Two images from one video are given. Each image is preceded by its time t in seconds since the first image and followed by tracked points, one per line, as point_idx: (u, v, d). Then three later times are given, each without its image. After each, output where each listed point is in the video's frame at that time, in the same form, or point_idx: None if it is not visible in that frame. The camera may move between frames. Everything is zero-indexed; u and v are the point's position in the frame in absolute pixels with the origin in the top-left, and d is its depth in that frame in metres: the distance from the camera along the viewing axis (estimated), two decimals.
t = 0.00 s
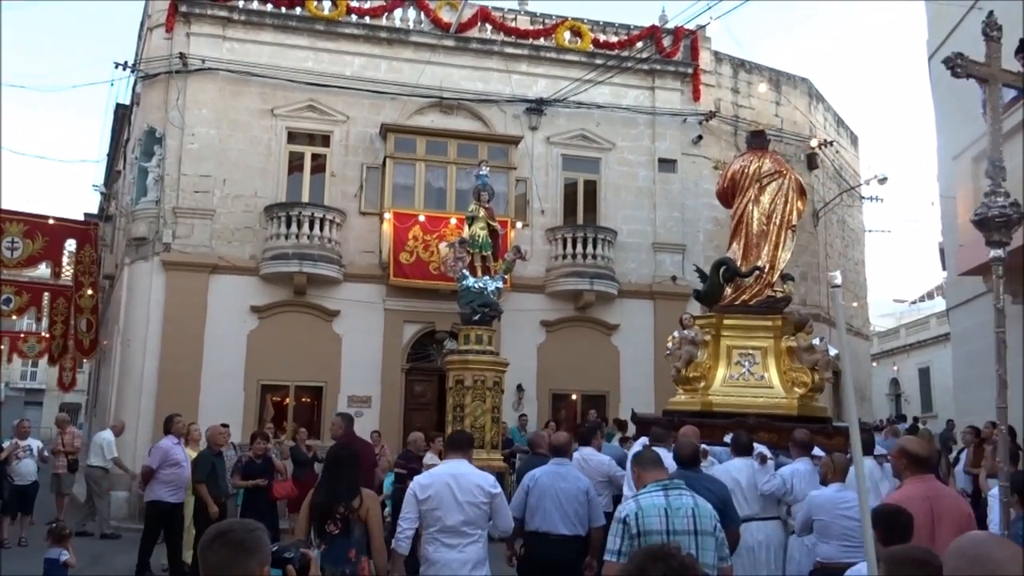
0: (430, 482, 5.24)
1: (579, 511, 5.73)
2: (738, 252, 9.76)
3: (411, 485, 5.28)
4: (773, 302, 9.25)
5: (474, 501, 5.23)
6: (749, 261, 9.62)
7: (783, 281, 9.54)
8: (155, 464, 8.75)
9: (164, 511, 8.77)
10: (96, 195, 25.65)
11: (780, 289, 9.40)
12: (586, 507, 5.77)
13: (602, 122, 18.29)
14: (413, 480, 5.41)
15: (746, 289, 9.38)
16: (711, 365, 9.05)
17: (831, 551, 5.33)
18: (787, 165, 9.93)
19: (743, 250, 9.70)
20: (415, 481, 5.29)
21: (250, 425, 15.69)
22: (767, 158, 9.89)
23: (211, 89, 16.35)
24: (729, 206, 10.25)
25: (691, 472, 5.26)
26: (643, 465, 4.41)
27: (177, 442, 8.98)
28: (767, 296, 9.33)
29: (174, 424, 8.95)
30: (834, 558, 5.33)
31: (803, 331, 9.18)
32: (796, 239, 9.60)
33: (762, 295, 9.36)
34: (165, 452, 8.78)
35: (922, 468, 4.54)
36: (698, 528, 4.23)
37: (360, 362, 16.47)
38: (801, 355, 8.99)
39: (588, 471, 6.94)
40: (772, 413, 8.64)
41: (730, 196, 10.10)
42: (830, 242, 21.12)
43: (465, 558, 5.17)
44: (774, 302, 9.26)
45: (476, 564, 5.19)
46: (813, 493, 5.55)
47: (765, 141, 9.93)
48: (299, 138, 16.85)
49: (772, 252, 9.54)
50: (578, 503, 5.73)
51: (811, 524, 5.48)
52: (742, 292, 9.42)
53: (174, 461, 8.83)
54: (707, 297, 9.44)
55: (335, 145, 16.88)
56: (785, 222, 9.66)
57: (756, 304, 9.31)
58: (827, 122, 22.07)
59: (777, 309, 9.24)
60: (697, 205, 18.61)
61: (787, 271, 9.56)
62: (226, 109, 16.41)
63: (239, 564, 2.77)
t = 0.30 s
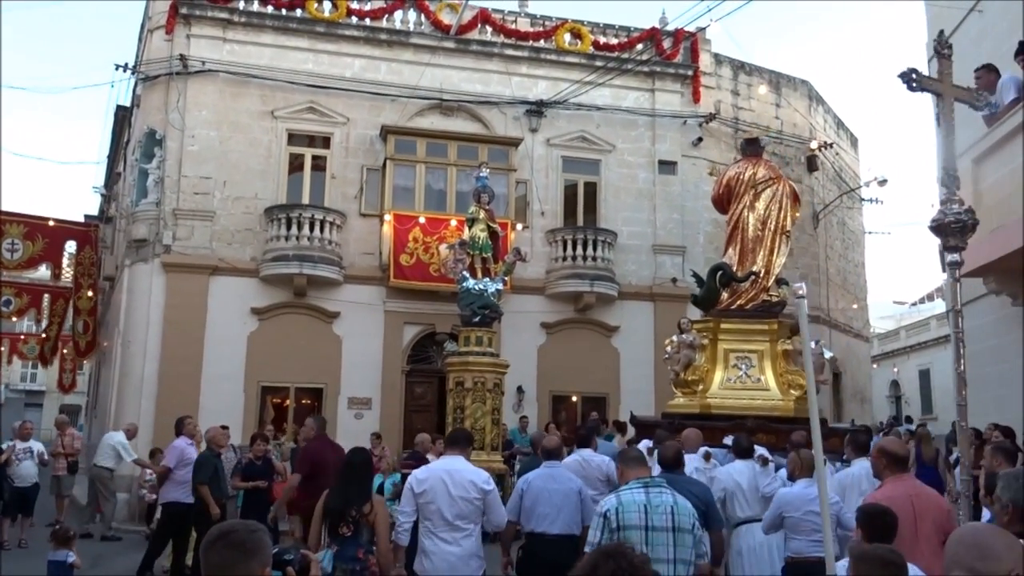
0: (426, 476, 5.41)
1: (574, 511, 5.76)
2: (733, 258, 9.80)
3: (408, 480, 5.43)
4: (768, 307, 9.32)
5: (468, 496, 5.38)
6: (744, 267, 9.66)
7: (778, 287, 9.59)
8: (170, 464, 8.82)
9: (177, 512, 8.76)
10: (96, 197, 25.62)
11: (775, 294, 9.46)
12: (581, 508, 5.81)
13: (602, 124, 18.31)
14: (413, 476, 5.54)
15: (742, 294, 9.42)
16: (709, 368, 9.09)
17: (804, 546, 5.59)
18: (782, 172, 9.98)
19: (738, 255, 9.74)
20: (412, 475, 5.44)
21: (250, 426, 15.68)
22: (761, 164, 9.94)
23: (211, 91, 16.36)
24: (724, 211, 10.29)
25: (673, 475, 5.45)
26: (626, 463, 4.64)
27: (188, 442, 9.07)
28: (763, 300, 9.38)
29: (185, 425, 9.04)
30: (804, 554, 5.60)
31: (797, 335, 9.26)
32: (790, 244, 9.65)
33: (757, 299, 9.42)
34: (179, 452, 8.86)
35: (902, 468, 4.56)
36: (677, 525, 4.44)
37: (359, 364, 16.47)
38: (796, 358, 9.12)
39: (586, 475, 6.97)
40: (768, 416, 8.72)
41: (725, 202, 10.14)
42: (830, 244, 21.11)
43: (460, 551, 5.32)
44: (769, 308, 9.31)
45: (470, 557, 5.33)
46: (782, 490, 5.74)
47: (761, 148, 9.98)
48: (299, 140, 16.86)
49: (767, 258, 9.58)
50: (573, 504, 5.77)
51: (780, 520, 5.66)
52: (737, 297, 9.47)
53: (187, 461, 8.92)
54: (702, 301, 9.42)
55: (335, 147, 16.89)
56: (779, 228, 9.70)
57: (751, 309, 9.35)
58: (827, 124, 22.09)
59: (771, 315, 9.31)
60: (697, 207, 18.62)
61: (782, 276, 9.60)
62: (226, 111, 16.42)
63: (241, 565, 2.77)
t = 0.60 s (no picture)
0: (435, 477, 5.53)
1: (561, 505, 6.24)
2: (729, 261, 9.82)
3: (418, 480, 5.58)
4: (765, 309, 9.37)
5: (475, 499, 5.47)
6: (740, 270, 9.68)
7: (774, 288, 9.59)
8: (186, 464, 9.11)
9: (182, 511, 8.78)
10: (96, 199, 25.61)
11: (772, 295, 9.48)
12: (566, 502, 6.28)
13: (602, 125, 18.31)
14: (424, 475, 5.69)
15: (739, 297, 9.45)
16: (708, 369, 9.14)
17: (789, 544, 5.59)
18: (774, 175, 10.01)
19: (734, 259, 9.75)
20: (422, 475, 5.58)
21: (251, 428, 15.68)
22: (754, 168, 9.96)
23: (212, 93, 16.37)
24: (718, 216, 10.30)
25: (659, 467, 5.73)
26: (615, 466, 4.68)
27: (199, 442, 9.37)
28: (759, 302, 9.42)
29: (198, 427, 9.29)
30: (793, 551, 5.59)
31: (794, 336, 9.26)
32: (785, 246, 9.66)
33: (754, 301, 9.45)
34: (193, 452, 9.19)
35: (892, 471, 4.61)
36: (665, 526, 4.45)
37: (360, 365, 16.47)
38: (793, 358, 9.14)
39: (588, 472, 7.07)
40: (767, 414, 8.68)
41: (719, 206, 10.15)
42: (830, 244, 21.10)
43: (465, 551, 5.43)
44: (766, 309, 9.38)
45: (474, 558, 5.43)
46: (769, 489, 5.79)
47: (753, 153, 10.00)
48: (300, 141, 16.86)
49: (762, 260, 9.58)
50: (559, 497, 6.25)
51: (768, 519, 5.70)
52: (733, 300, 9.50)
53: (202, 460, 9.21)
54: (699, 305, 9.45)
55: (335, 148, 16.90)
56: (774, 230, 9.72)
57: (748, 310, 9.38)
58: (827, 124, 22.09)
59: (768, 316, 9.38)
60: (698, 208, 18.63)
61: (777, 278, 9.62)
62: (227, 113, 16.43)
63: (242, 566, 2.77)
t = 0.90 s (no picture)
0: (448, 470, 5.79)
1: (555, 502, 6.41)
2: (730, 265, 9.86)
3: (432, 474, 5.84)
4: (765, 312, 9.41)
5: (486, 490, 5.74)
6: (741, 273, 9.73)
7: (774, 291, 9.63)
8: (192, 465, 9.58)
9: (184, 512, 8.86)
10: (99, 198, 25.60)
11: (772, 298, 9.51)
12: (560, 501, 6.44)
13: (602, 125, 18.31)
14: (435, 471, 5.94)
15: (739, 299, 9.50)
16: (707, 371, 9.16)
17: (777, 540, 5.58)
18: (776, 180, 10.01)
19: (735, 263, 9.80)
20: (435, 470, 5.84)
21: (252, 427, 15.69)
22: (756, 173, 9.96)
23: (213, 93, 16.37)
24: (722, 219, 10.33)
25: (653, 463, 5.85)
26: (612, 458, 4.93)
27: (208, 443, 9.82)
28: (758, 305, 9.45)
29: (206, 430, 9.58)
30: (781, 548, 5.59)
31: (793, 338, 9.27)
32: (786, 251, 9.68)
33: (754, 304, 9.49)
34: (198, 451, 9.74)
35: (885, 462, 4.76)
36: (655, 515, 4.62)
37: (361, 365, 16.47)
38: (790, 359, 9.19)
39: (587, 468, 7.16)
40: (764, 416, 8.71)
41: (722, 211, 10.17)
42: (831, 244, 21.09)
43: (475, 539, 5.73)
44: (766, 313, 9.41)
45: (485, 546, 5.74)
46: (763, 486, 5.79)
47: (755, 157, 10.00)
48: (300, 141, 16.86)
49: (762, 264, 9.62)
50: (552, 496, 6.40)
51: (759, 517, 5.70)
52: (734, 302, 9.54)
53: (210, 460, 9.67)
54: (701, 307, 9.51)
55: (336, 148, 16.90)
56: (775, 235, 9.73)
57: (748, 313, 9.43)
58: (829, 124, 22.09)
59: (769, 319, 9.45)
60: (698, 208, 18.63)
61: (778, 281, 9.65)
62: (228, 113, 16.43)
63: (244, 565, 2.77)
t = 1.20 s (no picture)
0: (448, 472, 5.80)
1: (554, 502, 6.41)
2: (733, 265, 9.90)
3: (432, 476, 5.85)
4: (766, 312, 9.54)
5: (486, 490, 5.76)
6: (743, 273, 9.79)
7: (776, 291, 9.68)
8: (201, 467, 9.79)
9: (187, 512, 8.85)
10: (101, 198, 25.64)
11: (773, 298, 9.58)
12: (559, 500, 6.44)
13: (605, 124, 18.30)
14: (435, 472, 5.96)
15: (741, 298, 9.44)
16: (708, 369, 9.13)
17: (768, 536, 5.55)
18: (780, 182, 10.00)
19: (737, 263, 9.84)
20: (436, 472, 5.85)
21: (255, 427, 15.71)
22: (760, 175, 9.97)
23: (215, 93, 16.38)
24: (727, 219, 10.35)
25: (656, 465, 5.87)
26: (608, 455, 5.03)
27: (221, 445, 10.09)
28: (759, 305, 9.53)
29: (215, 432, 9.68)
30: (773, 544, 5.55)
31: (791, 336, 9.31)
32: (788, 252, 9.70)
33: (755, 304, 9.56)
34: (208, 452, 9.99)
35: (871, 460, 4.82)
36: (649, 510, 4.65)
37: (364, 365, 16.49)
38: (791, 358, 9.21)
39: (582, 464, 7.22)
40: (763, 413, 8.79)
41: (727, 212, 10.20)
42: (834, 243, 21.08)
43: (476, 538, 5.73)
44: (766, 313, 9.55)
45: (486, 544, 5.74)
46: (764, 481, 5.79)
47: (760, 159, 9.99)
48: (303, 141, 16.86)
49: (764, 265, 9.65)
50: (552, 496, 6.40)
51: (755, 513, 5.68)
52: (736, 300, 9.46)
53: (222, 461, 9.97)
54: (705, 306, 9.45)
55: (338, 148, 16.90)
56: (777, 236, 9.75)
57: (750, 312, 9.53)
58: (831, 123, 22.09)
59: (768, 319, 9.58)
60: (700, 207, 18.62)
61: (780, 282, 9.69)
62: (231, 114, 16.44)
63: (241, 565, 2.77)
